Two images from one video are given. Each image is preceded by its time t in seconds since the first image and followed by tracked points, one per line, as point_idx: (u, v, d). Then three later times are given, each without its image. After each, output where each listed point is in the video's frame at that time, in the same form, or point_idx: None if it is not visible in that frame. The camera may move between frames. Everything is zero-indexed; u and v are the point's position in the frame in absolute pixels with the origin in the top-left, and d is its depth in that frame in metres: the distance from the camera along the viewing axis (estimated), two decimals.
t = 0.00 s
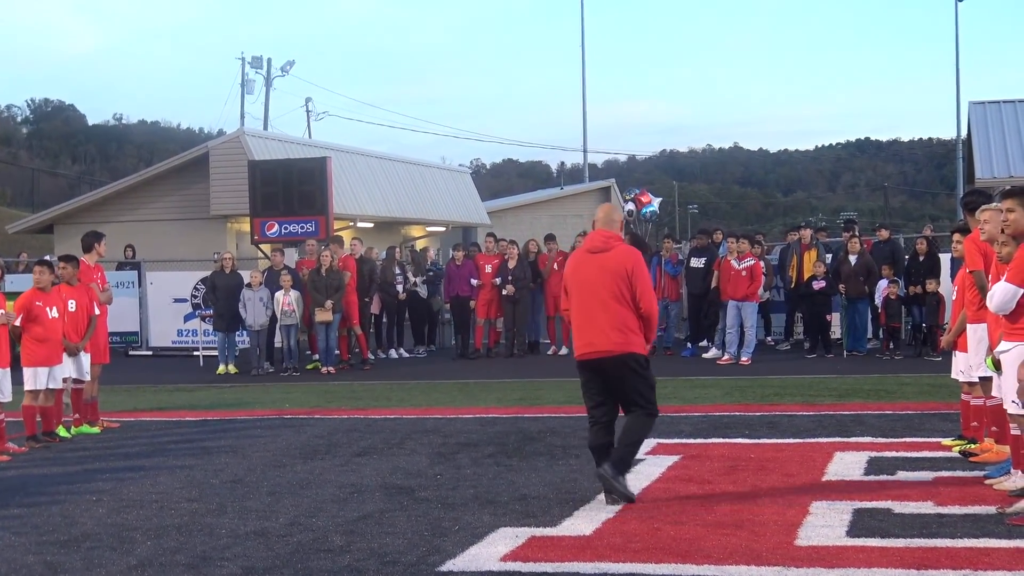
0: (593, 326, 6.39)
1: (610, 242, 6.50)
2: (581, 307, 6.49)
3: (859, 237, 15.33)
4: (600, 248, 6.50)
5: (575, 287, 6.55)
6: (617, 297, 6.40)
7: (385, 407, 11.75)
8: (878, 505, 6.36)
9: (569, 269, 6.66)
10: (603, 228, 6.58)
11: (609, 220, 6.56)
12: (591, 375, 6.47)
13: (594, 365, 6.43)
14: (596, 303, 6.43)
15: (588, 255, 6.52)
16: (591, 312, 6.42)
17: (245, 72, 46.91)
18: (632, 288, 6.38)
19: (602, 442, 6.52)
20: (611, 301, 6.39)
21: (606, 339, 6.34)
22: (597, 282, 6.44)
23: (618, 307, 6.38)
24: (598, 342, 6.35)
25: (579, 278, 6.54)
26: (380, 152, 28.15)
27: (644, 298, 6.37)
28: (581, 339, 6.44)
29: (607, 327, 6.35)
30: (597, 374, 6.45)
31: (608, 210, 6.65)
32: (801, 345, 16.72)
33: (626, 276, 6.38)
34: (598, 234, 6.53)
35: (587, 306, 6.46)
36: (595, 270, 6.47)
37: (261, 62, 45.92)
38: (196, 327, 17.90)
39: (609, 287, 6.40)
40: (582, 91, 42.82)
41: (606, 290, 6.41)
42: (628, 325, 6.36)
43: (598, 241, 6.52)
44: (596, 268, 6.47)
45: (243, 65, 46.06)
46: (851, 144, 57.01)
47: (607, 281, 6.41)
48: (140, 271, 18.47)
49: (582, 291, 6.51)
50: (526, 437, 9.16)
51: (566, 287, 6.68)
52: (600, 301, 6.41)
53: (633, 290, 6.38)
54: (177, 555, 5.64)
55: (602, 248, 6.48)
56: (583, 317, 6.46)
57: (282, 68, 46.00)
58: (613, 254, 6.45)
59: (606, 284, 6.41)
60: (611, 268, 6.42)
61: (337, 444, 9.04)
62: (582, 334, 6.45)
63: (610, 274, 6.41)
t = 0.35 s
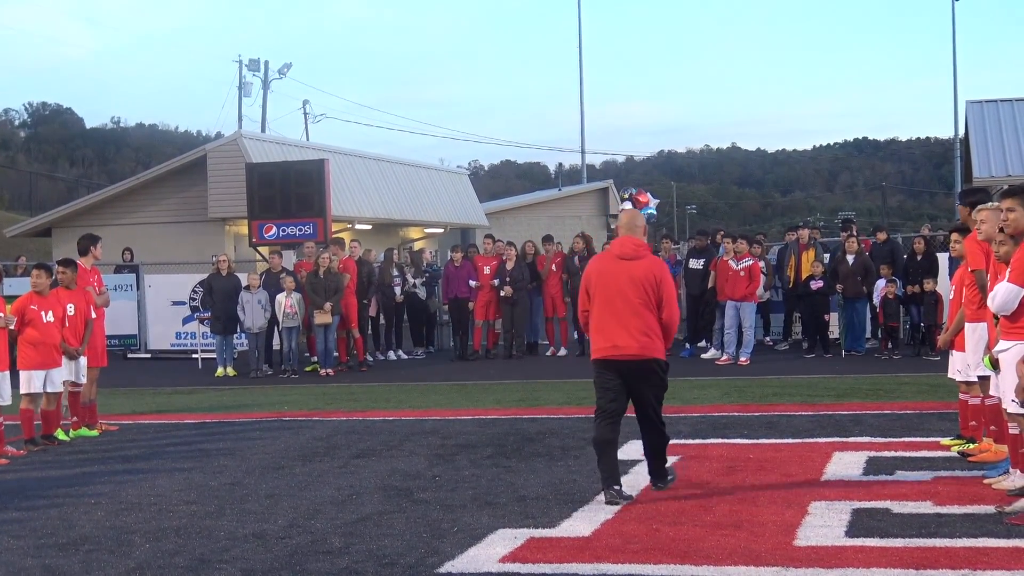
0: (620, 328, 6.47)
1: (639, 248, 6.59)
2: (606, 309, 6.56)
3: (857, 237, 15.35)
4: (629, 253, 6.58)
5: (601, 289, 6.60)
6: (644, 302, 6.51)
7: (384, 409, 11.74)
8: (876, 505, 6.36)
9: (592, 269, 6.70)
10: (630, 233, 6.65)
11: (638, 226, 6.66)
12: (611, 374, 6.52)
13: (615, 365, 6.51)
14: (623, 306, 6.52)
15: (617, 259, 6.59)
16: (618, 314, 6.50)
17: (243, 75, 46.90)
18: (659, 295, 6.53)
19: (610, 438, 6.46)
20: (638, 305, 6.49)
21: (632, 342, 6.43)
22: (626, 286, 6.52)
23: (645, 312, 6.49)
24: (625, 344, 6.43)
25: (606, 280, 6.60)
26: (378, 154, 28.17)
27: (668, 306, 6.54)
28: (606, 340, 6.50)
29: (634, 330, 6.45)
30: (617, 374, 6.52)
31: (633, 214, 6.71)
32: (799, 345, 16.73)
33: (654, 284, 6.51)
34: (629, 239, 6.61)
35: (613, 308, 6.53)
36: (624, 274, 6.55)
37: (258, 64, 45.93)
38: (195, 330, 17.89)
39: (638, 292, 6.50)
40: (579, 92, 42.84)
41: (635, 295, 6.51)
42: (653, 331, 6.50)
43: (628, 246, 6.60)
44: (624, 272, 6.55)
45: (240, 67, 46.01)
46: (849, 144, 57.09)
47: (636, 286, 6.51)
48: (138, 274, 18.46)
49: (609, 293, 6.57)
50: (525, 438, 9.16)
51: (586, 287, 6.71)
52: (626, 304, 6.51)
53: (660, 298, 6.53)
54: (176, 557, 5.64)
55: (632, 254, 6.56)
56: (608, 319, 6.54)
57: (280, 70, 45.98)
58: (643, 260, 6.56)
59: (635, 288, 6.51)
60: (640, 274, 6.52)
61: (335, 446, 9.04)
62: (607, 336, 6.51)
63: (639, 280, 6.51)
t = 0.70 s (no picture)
0: (653, 322, 6.72)
1: (668, 245, 6.87)
2: (638, 303, 6.78)
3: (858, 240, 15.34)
4: (659, 250, 6.84)
5: (632, 284, 6.82)
6: (674, 297, 6.80)
7: (383, 407, 11.73)
8: (876, 508, 6.36)
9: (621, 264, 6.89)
10: (656, 230, 6.89)
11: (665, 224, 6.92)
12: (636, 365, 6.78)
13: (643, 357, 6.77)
14: (654, 301, 6.77)
15: (649, 255, 6.83)
16: (651, 308, 6.74)
17: (244, 72, 46.83)
18: (686, 292, 6.88)
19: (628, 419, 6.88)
20: (669, 300, 6.78)
21: (665, 335, 6.70)
22: (658, 281, 6.78)
23: (675, 307, 6.79)
24: (658, 337, 6.69)
25: (638, 276, 6.82)
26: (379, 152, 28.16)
27: (692, 302, 6.91)
28: (639, 333, 6.72)
29: (667, 324, 6.72)
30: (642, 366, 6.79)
31: (655, 210, 6.96)
32: (799, 348, 16.73)
33: (683, 280, 6.83)
34: (658, 236, 6.87)
35: (644, 303, 6.77)
36: (656, 270, 6.80)
37: (260, 61, 45.87)
38: (195, 326, 17.89)
39: (669, 288, 6.78)
40: (581, 92, 42.80)
41: (666, 291, 6.78)
42: (681, 325, 6.81)
43: (658, 243, 6.86)
44: (656, 268, 6.81)
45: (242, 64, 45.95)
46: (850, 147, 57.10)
47: (667, 282, 6.79)
48: (139, 269, 18.45)
49: (640, 287, 6.81)
50: (524, 438, 9.16)
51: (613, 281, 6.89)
52: (659, 299, 6.77)
53: (686, 294, 6.87)
54: (175, 553, 5.64)
55: (663, 251, 6.83)
56: (639, 313, 6.76)
57: (281, 67, 45.93)
58: (673, 257, 6.84)
59: (667, 284, 6.79)
60: (671, 270, 6.80)
61: (335, 444, 9.04)
62: (639, 329, 6.73)
63: (670, 276, 6.80)
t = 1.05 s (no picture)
0: (662, 323, 6.81)
1: (674, 247, 6.96)
2: (647, 307, 6.89)
3: (856, 239, 15.35)
4: (666, 253, 6.94)
5: (640, 288, 6.95)
6: (682, 298, 6.89)
7: (382, 406, 11.73)
8: (875, 508, 6.35)
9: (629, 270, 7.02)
10: (661, 234, 6.99)
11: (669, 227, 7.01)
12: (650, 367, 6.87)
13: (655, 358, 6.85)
14: (662, 303, 6.86)
15: (655, 260, 6.94)
16: (661, 310, 6.84)
17: (244, 71, 46.81)
18: (696, 292, 6.95)
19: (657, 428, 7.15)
20: (678, 301, 6.86)
21: (676, 335, 6.77)
22: (666, 283, 6.88)
23: (683, 307, 6.86)
24: (668, 337, 6.77)
25: (646, 279, 6.94)
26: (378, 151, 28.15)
27: (702, 302, 6.98)
28: (648, 334, 6.82)
29: (677, 324, 6.79)
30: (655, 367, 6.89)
31: (659, 215, 7.07)
32: (798, 348, 16.75)
33: (691, 281, 6.92)
34: (664, 239, 6.96)
35: (653, 305, 6.87)
36: (662, 273, 6.91)
37: (259, 60, 45.87)
38: (194, 325, 17.89)
39: (675, 290, 6.88)
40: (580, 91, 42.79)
41: (673, 293, 6.87)
42: (692, 325, 6.87)
43: (664, 246, 6.95)
44: (663, 271, 6.91)
45: (241, 63, 46.02)
46: (849, 147, 57.17)
47: (675, 284, 6.89)
48: (138, 268, 18.43)
49: (648, 290, 6.92)
50: (523, 438, 9.16)
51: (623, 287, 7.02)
52: (667, 301, 6.86)
53: (696, 294, 6.95)
54: (174, 553, 5.63)
55: (669, 253, 6.92)
56: (649, 316, 6.87)
57: (281, 67, 45.94)
58: (678, 260, 6.93)
59: (675, 285, 6.89)
60: (679, 272, 6.91)
61: (334, 443, 9.03)
62: (649, 330, 6.84)
63: (677, 277, 6.90)
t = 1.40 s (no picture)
0: (657, 317, 7.11)
1: (674, 241, 7.21)
2: (648, 300, 7.21)
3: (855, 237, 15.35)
4: (667, 248, 7.22)
5: (642, 283, 7.28)
6: (681, 292, 7.11)
7: (382, 404, 11.72)
8: (875, 506, 6.35)
9: (636, 265, 7.37)
10: (666, 229, 7.24)
11: (671, 221, 7.23)
12: (655, 358, 7.18)
13: (657, 350, 7.15)
14: (662, 297, 7.15)
15: (655, 255, 7.24)
16: (659, 304, 7.13)
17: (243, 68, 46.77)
18: (696, 284, 7.10)
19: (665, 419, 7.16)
20: (675, 294, 7.11)
21: (670, 329, 7.05)
22: (663, 277, 7.16)
23: (682, 300, 7.10)
24: (662, 330, 7.06)
25: (646, 274, 7.26)
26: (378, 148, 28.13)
27: (705, 294, 7.06)
28: (646, 327, 7.14)
29: (671, 318, 7.06)
30: (661, 359, 7.17)
31: (668, 208, 7.27)
32: (798, 345, 16.75)
33: (690, 274, 7.11)
34: (666, 234, 7.22)
35: (651, 299, 7.20)
36: (661, 268, 7.19)
37: (259, 58, 45.81)
38: (194, 322, 17.88)
39: (674, 284, 7.13)
40: (581, 88, 42.75)
41: (672, 287, 7.13)
42: (692, 317, 7.08)
43: (665, 241, 7.22)
44: (662, 265, 7.20)
45: (241, 60, 46.01)
46: (849, 144, 57.19)
47: (674, 277, 7.14)
48: (137, 265, 18.42)
49: (648, 284, 7.25)
50: (523, 435, 9.16)
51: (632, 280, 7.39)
52: (664, 294, 7.14)
53: (696, 286, 7.09)
54: (173, 550, 5.63)
55: (668, 247, 7.20)
56: (648, 309, 7.19)
57: (281, 63, 45.87)
58: (679, 254, 7.18)
59: (672, 279, 7.14)
60: (676, 265, 7.15)
61: (334, 440, 9.02)
62: (647, 323, 7.15)
63: (675, 271, 7.15)
